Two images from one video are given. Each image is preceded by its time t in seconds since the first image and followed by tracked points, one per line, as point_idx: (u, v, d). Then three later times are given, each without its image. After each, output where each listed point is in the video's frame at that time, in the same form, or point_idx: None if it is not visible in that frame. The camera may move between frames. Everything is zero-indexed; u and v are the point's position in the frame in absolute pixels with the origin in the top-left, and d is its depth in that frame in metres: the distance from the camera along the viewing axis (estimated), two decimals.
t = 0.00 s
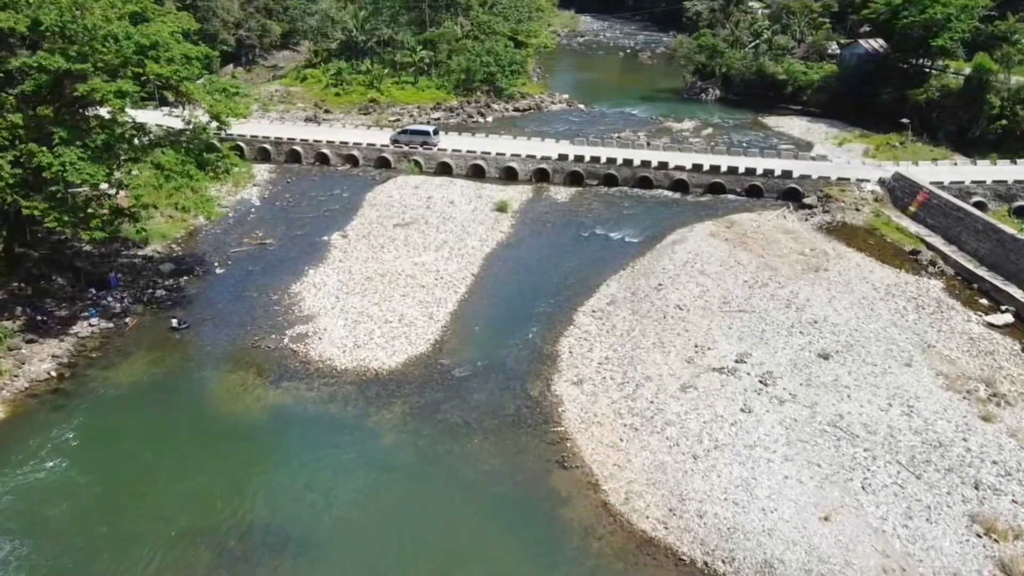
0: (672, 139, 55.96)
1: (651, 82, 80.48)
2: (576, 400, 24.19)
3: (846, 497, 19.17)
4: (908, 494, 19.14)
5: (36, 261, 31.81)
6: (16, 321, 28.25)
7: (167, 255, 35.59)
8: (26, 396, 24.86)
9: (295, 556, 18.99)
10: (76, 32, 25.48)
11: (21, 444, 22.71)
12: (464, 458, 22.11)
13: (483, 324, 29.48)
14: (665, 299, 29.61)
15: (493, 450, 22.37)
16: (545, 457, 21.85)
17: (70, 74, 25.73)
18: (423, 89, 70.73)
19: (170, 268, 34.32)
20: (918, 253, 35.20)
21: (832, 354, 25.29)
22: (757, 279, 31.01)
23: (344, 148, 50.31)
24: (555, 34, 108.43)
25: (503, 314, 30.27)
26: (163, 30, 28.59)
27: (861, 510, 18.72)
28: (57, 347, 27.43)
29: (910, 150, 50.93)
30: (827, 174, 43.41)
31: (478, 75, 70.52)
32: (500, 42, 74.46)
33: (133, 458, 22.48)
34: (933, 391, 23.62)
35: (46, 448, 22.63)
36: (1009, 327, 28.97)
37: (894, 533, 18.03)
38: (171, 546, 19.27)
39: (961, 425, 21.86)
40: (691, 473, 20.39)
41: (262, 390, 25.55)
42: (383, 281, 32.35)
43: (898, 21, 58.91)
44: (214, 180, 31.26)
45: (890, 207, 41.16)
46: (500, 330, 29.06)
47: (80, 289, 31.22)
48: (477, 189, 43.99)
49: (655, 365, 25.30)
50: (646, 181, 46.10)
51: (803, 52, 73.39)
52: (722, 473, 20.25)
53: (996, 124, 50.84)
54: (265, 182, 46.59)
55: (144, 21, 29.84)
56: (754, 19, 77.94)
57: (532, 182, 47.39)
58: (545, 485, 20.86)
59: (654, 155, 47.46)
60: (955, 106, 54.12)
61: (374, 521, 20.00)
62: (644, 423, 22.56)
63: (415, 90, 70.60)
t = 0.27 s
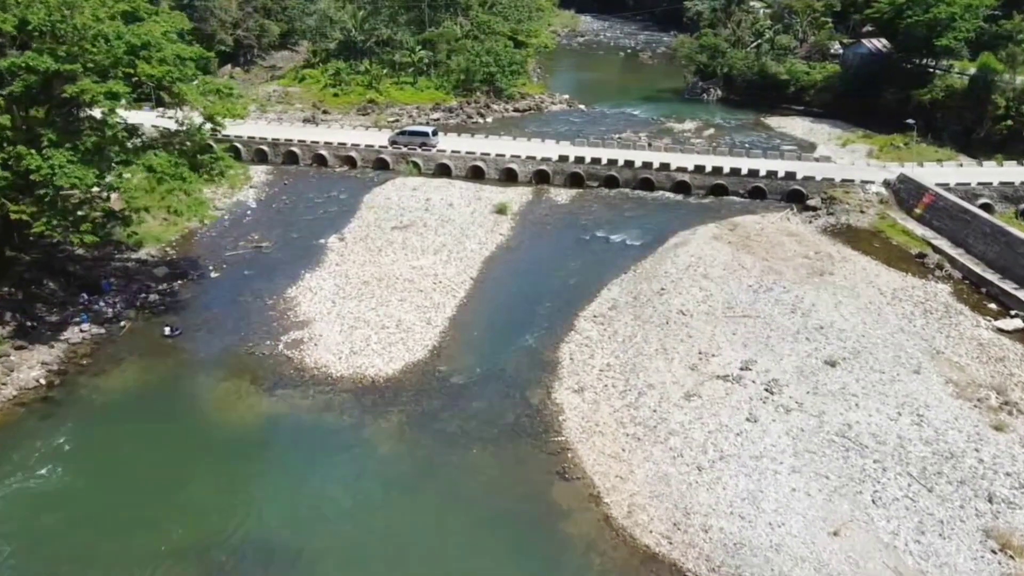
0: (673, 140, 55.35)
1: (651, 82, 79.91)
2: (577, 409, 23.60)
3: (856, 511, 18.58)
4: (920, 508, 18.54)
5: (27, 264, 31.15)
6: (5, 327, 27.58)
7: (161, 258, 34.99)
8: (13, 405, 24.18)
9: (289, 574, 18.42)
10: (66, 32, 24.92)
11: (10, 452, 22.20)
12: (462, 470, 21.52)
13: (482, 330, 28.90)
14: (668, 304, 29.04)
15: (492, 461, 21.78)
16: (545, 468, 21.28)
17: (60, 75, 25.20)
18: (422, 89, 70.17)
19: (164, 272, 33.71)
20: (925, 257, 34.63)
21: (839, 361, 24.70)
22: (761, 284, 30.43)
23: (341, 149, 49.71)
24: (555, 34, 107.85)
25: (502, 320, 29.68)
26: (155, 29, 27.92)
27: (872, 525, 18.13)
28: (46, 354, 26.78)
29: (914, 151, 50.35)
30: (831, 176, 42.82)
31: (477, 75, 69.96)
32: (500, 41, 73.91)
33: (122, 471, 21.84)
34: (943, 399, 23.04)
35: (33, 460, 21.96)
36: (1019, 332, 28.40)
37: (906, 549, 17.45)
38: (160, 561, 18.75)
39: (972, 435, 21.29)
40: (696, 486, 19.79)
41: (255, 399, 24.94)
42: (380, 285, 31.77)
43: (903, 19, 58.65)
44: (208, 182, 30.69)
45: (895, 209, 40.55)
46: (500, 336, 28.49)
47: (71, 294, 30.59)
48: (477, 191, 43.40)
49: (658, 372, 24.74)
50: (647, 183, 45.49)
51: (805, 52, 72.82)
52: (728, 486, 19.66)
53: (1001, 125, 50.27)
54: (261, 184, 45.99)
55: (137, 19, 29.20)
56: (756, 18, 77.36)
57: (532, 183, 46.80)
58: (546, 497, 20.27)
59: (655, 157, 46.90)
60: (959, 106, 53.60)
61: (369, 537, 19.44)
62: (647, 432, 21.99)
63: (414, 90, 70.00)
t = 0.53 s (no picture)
0: (675, 141, 54.72)
1: (653, 82, 79.32)
2: (579, 418, 22.98)
3: (868, 527, 17.94)
4: (935, 524, 17.91)
5: (17, 268, 30.54)
6: None
7: (155, 262, 34.38)
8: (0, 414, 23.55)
9: None
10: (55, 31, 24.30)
11: None
12: (460, 482, 20.89)
13: (482, 335, 28.27)
14: (672, 309, 28.41)
15: (491, 472, 21.16)
16: (546, 480, 20.65)
17: (48, 75, 24.57)
18: (422, 90, 69.57)
19: (158, 275, 33.11)
20: (932, 260, 33.98)
21: (848, 369, 24.06)
22: (767, 288, 29.78)
23: (340, 150, 49.10)
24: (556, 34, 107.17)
25: (502, 325, 29.05)
26: (147, 29, 27.25)
27: (885, 542, 17.50)
28: (35, 361, 26.15)
29: (920, 152, 49.70)
30: (836, 177, 42.18)
31: (477, 76, 69.35)
32: (500, 41, 73.33)
33: (112, 483, 21.20)
34: (955, 408, 22.40)
35: (20, 472, 21.30)
36: None
37: (921, 568, 16.82)
38: None
39: (986, 447, 20.65)
40: (702, 500, 19.16)
41: (249, 408, 24.30)
42: (378, 289, 31.14)
43: (908, 19, 57.93)
44: (201, 185, 30.04)
45: (902, 211, 39.90)
46: (500, 342, 27.87)
47: (62, 298, 29.98)
48: (477, 193, 42.76)
49: (662, 381, 24.11)
50: (650, 184, 44.83)
51: (809, 52, 72.13)
52: (735, 500, 19.03)
53: (1008, 125, 49.60)
54: (258, 186, 45.35)
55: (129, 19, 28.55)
56: (758, 18, 76.68)
57: (533, 185, 46.15)
58: (547, 511, 19.64)
59: (658, 158, 46.28)
60: (965, 107, 52.93)
61: (364, 552, 18.83)
62: (651, 443, 21.36)
63: (414, 91, 69.37)
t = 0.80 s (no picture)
0: (678, 142, 54.05)
1: (655, 82, 78.70)
2: (582, 428, 22.34)
3: (882, 544, 17.30)
4: (952, 541, 17.27)
5: (8, 272, 29.93)
6: None
7: (150, 265, 33.77)
8: None
9: None
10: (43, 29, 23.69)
11: None
12: (459, 495, 20.26)
13: (482, 341, 27.65)
14: (676, 315, 27.78)
15: (491, 485, 20.53)
16: (548, 493, 20.01)
17: (37, 75, 23.96)
18: (422, 90, 68.96)
19: (152, 279, 32.51)
20: (941, 264, 33.34)
21: (858, 378, 23.41)
22: (773, 293, 29.14)
23: (338, 151, 48.48)
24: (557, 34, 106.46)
25: (503, 331, 28.43)
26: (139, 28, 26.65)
27: (900, 560, 16.86)
28: (24, 368, 25.51)
29: (926, 153, 49.04)
30: (842, 179, 41.51)
31: (478, 76, 68.75)
32: (500, 41, 72.78)
33: (102, 494, 20.62)
34: (969, 419, 21.75)
35: (9, 481, 20.82)
36: None
37: None
38: None
39: (1003, 459, 20.01)
40: (710, 515, 18.53)
41: (243, 417, 23.69)
42: (376, 294, 30.52)
43: (912, 18, 57.16)
44: (195, 188, 29.41)
45: (909, 214, 39.24)
46: (500, 349, 27.24)
47: (54, 303, 29.35)
48: (477, 195, 42.12)
49: (667, 389, 23.47)
50: (652, 186, 44.17)
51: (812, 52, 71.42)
52: (744, 515, 18.40)
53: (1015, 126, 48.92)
54: (255, 187, 44.72)
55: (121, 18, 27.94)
56: (761, 17, 75.99)
57: (534, 187, 45.52)
58: (549, 526, 19.00)
59: (661, 159, 45.64)
60: (971, 107, 52.24)
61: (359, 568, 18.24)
62: (656, 455, 20.73)
63: (414, 91, 68.75)
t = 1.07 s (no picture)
0: (681, 143, 53.44)
1: (657, 82, 78.17)
2: (584, 438, 21.74)
3: (896, 561, 16.69)
4: (968, 559, 16.67)
5: None
6: None
7: (144, 268, 33.19)
8: None
9: None
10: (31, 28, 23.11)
11: None
12: (457, 508, 19.65)
13: (482, 348, 27.06)
14: (680, 320, 27.18)
15: (491, 498, 19.92)
16: (549, 507, 19.41)
17: (25, 75, 23.37)
18: (422, 90, 68.40)
19: (146, 282, 31.93)
20: (950, 267, 32.73)
21: (867, 386, 22.81)
22: (780, 298, 28.54)
23: (337, 152, 47.90)
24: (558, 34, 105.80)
25: (503, 337, 27.84)
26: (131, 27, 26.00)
27: None
28: (13, 375, 24.90)
29: (932, 154, 48.41)
30: (847, 180, 40.89)
31: (478, 76, 68.19)
32: (501, 41, 72.32)
33: (91, 505, 20.11)
34: (983, 429, 21.14)
35: None
36: None
37: None
38: None
39: (1018, 472, 19.40)
40: (717, 530, 17.93)
41: (237, 426, 23.11)
42: (374, 299, 29.93)
43: (918, 18, 56.51)
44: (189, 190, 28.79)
45: (916, 216, 38.62)
46: (500, 355, 26.66)
47: (45, 308, 28.76)
48: (477, 197, 41.53)
49: (672, 398, 22.87)
50: (655, 188, 43.56)
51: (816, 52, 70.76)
52: (752, 531, 17.80)
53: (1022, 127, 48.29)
54: (252, 189, 44.16)
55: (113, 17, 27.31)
56: (764, 16, 75.38)
57: (535, 188, 44.94)
58: (550, 540, 18.40)
59: (663, 160, 45.05)
60: (977, 108, 51.62)
61: None
62: (661, 467, 20.14)
63: (414, 91, 68.19)
